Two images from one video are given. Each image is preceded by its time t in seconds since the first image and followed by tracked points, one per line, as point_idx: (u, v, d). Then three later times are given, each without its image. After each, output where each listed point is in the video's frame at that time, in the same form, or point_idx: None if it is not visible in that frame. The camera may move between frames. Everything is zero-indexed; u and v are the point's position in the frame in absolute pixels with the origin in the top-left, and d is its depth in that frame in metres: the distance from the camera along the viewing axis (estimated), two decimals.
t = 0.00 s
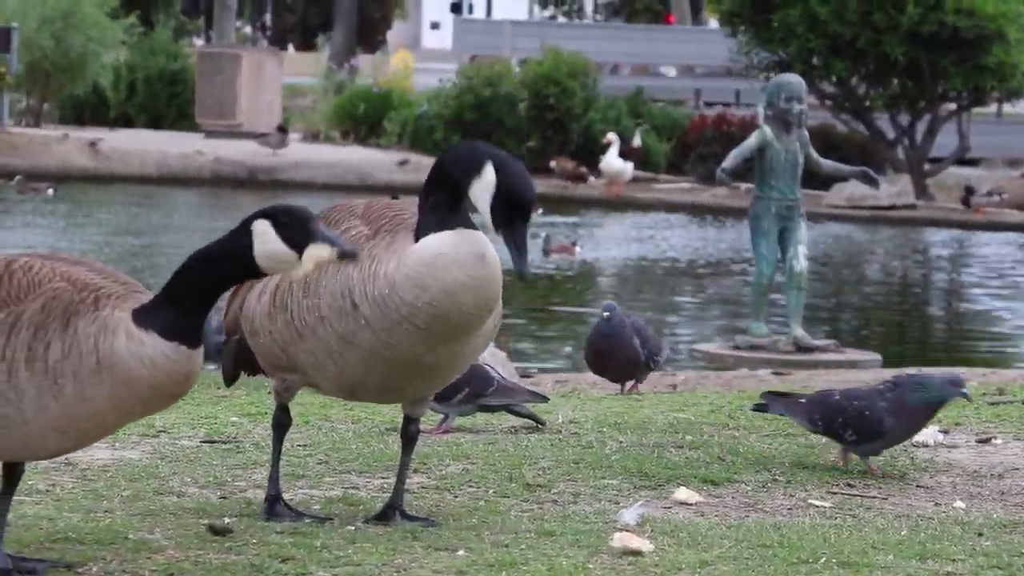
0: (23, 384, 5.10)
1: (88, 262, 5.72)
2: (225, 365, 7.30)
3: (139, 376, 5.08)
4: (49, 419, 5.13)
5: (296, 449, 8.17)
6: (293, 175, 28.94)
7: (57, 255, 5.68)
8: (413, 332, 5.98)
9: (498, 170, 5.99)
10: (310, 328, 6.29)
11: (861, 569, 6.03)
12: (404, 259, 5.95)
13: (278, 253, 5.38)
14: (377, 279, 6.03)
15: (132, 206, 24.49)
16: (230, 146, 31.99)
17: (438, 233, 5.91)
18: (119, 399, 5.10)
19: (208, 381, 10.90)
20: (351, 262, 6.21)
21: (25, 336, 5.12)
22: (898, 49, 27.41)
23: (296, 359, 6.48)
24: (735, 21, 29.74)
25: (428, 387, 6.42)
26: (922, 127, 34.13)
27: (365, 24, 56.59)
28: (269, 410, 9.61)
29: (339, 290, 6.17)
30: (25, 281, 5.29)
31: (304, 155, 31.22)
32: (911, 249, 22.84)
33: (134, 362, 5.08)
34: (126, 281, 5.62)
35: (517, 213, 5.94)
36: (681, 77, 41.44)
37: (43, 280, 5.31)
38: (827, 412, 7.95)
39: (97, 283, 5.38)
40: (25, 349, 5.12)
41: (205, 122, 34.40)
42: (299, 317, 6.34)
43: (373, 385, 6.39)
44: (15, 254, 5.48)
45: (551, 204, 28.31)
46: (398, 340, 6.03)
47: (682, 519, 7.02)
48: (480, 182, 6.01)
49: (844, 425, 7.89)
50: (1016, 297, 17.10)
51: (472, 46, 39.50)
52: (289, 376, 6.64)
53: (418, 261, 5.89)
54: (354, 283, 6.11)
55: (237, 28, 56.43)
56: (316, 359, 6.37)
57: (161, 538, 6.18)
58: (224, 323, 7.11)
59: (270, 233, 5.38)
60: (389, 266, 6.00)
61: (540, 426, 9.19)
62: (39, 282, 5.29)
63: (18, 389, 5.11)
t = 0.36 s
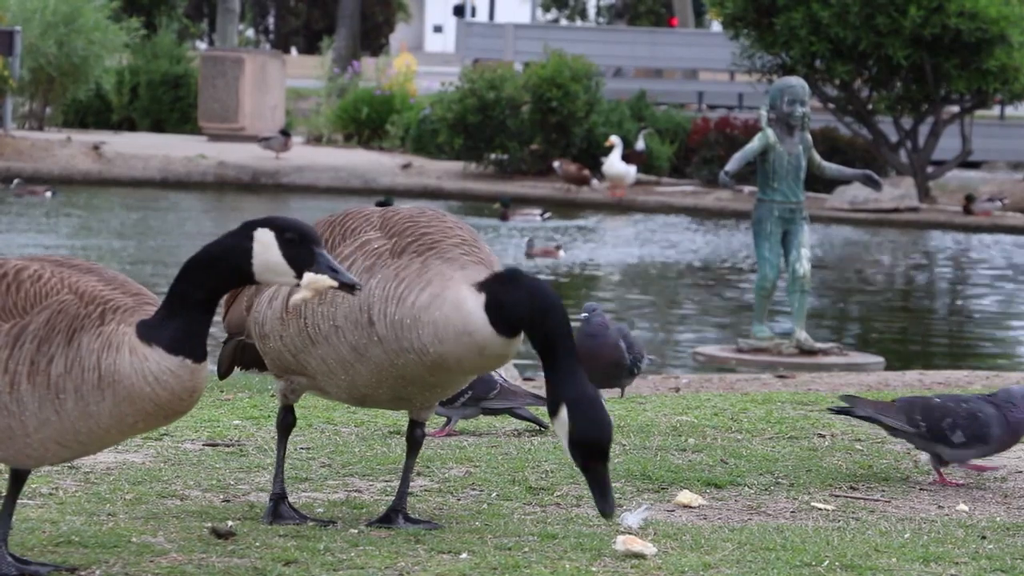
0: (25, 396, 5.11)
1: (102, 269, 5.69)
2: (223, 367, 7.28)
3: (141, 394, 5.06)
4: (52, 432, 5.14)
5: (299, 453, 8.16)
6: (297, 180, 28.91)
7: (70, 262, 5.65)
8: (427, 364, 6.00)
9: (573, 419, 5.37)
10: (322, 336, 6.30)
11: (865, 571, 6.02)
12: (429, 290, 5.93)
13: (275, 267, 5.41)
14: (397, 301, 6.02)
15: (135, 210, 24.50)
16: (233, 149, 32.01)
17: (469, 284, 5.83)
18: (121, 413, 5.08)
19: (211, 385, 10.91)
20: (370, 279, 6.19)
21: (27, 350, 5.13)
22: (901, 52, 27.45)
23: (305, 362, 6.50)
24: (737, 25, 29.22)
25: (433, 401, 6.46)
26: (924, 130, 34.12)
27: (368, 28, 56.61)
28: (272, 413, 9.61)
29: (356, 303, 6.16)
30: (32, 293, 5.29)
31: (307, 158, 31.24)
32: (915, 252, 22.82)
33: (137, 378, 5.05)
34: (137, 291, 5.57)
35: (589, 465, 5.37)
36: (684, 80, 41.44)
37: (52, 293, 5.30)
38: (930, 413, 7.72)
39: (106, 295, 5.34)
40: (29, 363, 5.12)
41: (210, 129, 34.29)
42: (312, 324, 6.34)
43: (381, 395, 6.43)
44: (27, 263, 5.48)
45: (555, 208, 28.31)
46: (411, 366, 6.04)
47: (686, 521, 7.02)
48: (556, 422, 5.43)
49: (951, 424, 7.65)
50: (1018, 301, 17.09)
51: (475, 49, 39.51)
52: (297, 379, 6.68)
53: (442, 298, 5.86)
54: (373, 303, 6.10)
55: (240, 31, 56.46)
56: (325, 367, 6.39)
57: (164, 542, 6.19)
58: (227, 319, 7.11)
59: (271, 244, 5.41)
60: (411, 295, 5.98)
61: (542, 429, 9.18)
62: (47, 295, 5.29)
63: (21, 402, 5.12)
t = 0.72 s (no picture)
0: (28, 404, 5.11)
1: (109, 274, 5.68)
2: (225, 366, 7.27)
3: (147, 403, 5.06)
4: (56, 439, 5.15)
5: (302, 455, 8.15)
6: (300, 182, 28.90)
7: (78, 268, 5.65)
8: (436, 381, 6.12)
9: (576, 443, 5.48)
10: (332, 340, 6.38)
11: (867, 574, 6.02)
12: (445, 314, 6.03)
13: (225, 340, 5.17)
14: (410, 317, 6.11)
15: (138, 212, 24.52)
16: (236, 151, 32.02)
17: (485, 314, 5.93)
18: (125, 423, 5.08)
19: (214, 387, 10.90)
20: (384, 288, 6.26)
21: (32, 357, 5.14)
22: (903, 55, 27.47)
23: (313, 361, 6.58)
24: (740, 26, 29.20)
25: (435, 408, 6.59)
26: (926, 132, 34.12)
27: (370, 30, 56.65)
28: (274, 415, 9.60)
29: (370, 311, 6.25)
30: (38, 299, 5.29)
31: (308, 160, 31.23)
32: (919, 254, 22.80)
33: (143, 388, 5.05)
34: (142, 297, 5.56)
35: (592, 485, 5.47)
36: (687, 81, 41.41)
37: (56, 299, 5.30)
38: (986, 430, 7.82)
39: (113, 303, 5.34)
40: (34, 371, 5.13)
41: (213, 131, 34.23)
42: (323, 326, 6.42)
43: (385, 401, 6.53)
44: (34, 268, 5.48)
45: (558, 210, 28.31)
46: (420, 379, 6.16)
47: (688, 523, 7.02)
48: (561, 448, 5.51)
49: (1003, 444, 7.79)
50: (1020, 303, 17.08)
51: (477, 51, 39.53)
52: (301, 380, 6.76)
53: (458, 324, 5.98)
54: (388, 316, 6.19)
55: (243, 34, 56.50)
56: (332, 370, 6.48)
57: (166, 544, 6.18)
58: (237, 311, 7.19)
59: (239, 325, 5.15)
60: (428, 316, 6.07)
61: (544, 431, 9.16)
62: (53, 302, 5.29)
63: (24, 409, 5.13)
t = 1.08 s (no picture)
0: (25, 408, 5.12)
1: (111, 279, 5.68)
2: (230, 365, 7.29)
3: (143, 413, 5.08)
4: (51, 444, 5.15)
5: (305, 456, 8.15)
6: (304, 184, 28.92)
7: (80, 270, 5.64)
8: (436, 383, 6.12)
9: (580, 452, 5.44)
10: (335, 342, 6.40)
11: None
12: (445, 316, 6.03)
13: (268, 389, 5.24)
14: (410, 318, 6.12)
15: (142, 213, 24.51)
16: (239, 153, 32.04)
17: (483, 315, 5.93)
18: (121, 432, 5.10)
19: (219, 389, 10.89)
20: (385, 290, 6.27)
21: (30, 362, 5.14)
22: (906, 56, 27.46)
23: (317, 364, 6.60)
24: (743, 28, 29.26)
25: (438, 409, 6.60)
26: (929, 133, 34.13)
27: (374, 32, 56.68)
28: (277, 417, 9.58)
29: (370, 313, 6.26)
30: (37, 302, 5.29)
31: (311, 162, 31.25)
32: (923, 256, 22.78)
33: (140, 397, 5.07)
34: (145, 304, 5.55)
35: (597, 484, 5.37)
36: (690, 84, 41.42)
37: (56, 303, 5.30)
38: (1008, 430, 7.89)
39: (113, 309, 5.35)
40: (31, 375, 5.13)
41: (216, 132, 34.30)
42: (325, 327, 6.45)
43: (388, 403, 6.54)
44: (34, 270, 5.48)
45: (560, 211, 28.30)
46: (421, 381, 6.17)
47: (690, 525, 7.03)
48: (564, 455, 5.47)
49: None
50: None
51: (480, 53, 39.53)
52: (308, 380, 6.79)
53: (458, 326, 5.99)
54: (389, 317, 6.19)
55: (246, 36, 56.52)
56: (335, 371, 6.50)
57: (169, 545, 6.19)
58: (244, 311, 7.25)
59: (274, 368, 5.23)
60: (429, 318, 6.07)
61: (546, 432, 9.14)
62: (52, 306, 5.28)
63: (21, 413, 5.13)
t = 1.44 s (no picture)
0: (34, 408, 5.13)
1: (121, 279, 5.68)
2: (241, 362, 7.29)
3: (151, 413, 5.07)
4: (60, 445, 5.16)
5: (312, 457, 8.15)
6: (311, 185, 28.95)
7: (90, 271, 5.66)
8: (443, 385, 6.12)
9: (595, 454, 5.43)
10: (340, 343, 6.39)
11: None
12: (452, 319, 6.04)
13: (250, 386, 5.25)
14: (417, 320, 6.12)
15: (149, 214, 24.53)
16: (246, 154, 32.06)
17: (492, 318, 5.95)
18: (129, 432, 5.10)
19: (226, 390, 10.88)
20: (392, 291, 6.27)
21: (39, 362, 5.15)
22: (913, 57, 27.43)
23: (321, 366, 6.59)
24: (750, 28, 29.23)
25: (440, 412, 6.60)
26: (936, 134, 34.08)
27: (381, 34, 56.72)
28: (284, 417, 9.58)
29: (377, 313, 6.26)
30: (45, 303, 5.31)
31: (319, 163, 31.27)
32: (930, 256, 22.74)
33: (147, 398, 5.07)
34: (153, 304, 5.55)
35: (606, 485, 5.38)
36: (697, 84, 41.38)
37: (64, 304, 5.31)
38: None
39: (121, 310, 5.34)
40: (40, 375, 5.14)
41: (223, 133, 34.34)
42: (330, 327, 6.43)
43: (391, 404, 6.54)
44: (43, 271, 5.49)
45: (566, 211, 28.28)
46: (426, 383, 6.16)
47: (698, 526, 7.02)
48: (579, 456, 5.47)
49: None
50: None
51: (487, 54, 39.52)
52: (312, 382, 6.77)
53: (465, 329, 6.00)
54: (396, 318, 6.19)
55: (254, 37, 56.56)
56: (339, 372, 6.49)
57: (177, 546, 6.20)
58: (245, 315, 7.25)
59: (258, 366, 5.22)
60: (436, 321, 6.07)
61: (554, 433, 9.13)
62: (60, 307, 5.30)
63: (30, 413, 5.14)
